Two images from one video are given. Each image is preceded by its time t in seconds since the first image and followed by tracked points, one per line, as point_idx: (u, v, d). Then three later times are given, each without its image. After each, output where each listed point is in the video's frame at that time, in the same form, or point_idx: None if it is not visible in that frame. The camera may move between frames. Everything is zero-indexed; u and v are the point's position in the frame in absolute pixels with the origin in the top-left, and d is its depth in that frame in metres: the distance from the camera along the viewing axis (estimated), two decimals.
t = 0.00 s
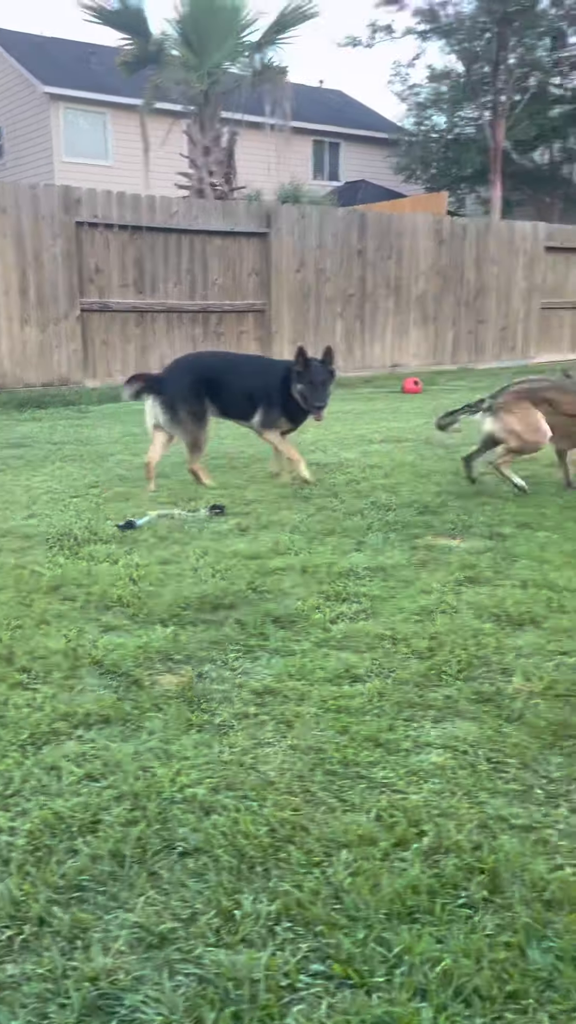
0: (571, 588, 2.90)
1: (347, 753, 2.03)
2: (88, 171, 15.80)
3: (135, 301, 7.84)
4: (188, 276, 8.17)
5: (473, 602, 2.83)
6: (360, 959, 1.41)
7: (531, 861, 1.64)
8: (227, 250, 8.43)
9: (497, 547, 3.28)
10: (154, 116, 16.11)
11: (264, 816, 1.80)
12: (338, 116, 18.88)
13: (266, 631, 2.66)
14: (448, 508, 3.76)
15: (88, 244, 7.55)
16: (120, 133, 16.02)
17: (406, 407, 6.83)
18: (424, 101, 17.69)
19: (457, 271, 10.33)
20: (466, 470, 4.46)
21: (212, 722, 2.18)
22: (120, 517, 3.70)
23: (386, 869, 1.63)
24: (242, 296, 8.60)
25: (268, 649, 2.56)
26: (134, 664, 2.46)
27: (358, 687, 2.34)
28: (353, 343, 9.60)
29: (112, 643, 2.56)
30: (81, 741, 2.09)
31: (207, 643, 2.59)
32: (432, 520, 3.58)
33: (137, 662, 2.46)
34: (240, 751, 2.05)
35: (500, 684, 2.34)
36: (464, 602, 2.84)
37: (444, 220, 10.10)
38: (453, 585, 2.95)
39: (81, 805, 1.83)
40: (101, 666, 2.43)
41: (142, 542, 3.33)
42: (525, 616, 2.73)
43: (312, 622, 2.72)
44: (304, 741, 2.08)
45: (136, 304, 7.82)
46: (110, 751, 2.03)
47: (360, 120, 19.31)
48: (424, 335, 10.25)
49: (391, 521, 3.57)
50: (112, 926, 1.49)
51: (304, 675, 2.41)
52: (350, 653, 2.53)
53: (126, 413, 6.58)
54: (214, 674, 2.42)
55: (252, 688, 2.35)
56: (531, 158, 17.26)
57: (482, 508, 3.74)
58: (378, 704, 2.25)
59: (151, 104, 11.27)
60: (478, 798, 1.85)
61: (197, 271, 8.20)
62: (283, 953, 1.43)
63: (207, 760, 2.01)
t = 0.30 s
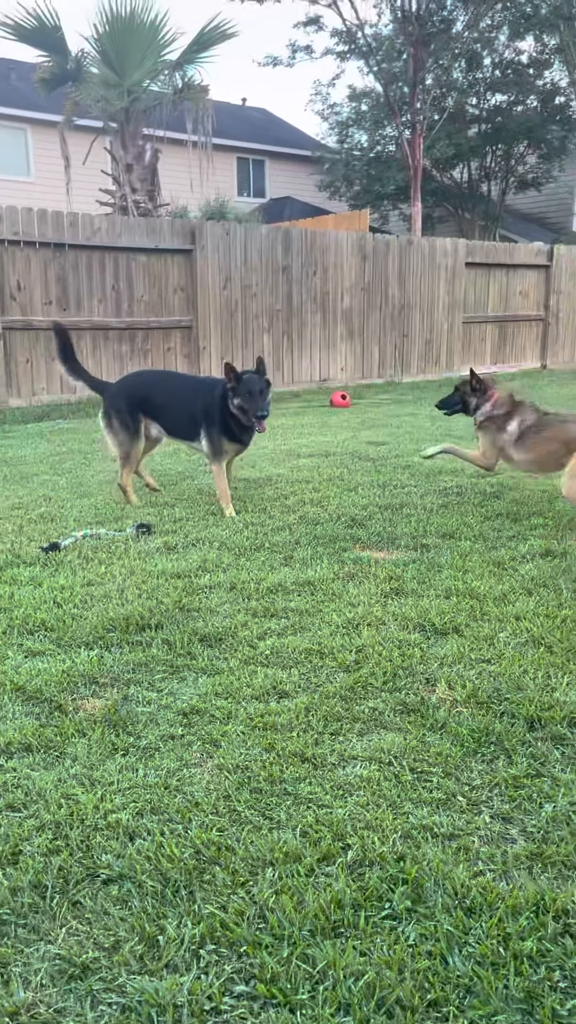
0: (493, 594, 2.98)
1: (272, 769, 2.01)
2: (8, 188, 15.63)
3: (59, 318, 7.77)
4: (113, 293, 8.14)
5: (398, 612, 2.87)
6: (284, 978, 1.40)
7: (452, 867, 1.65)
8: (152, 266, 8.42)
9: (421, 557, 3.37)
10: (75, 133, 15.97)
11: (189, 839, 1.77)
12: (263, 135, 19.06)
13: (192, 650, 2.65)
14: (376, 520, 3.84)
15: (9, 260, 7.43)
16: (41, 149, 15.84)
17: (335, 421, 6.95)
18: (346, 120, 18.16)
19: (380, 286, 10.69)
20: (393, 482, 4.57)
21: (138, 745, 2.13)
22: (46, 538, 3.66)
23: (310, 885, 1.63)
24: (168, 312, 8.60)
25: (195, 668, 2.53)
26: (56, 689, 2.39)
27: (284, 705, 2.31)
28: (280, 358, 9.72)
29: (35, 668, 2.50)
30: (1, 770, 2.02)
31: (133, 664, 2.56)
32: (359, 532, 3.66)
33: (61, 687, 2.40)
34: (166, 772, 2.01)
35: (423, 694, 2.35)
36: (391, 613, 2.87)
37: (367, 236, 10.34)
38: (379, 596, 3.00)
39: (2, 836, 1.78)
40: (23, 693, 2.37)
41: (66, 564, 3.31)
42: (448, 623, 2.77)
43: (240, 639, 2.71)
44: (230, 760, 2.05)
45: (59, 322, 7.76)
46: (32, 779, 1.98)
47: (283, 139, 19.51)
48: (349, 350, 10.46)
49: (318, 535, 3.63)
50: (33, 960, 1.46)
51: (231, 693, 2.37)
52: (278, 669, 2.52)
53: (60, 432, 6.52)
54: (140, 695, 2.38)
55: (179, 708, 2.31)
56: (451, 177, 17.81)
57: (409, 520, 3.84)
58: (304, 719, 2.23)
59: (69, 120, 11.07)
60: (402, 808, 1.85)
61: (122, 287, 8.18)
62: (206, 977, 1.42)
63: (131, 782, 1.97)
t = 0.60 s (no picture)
0: (486, 597, 2.98)
1: (267, 772, 2.01)
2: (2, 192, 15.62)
3: (53, 323, 7.78)
4: (107, 297, 8.15)
5: (392, 615, 2.87)
6: (280, 982, 1.40)
7: (447, 869, 1.65)
8: (146, 270, 8.42)
9: (415, 560, 3.37)
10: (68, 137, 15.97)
11: (184, 842, 1.77)
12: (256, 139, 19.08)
13: (187, 654, 2.64)
14: (369, 523, 3.85)
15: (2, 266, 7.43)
16: (34, 153, 15.83)
17: (329, 423, 6.96)
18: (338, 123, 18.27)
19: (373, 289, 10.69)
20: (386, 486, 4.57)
21: (132, 749, 2.13)
22: (40, 543, 3.67)
23: (305, 888, 1.63)
24: (162, 316, 8.60)
25: (190, 672, 2.54)
26: (51, 694, 2.39)
27: (279, 708, 2.31)
28: (274, 362, 9.73)
29: (29, 672, 2.50)
30: None
31: (128, 668, 2.56)
32: (352, 535, 3.67)
33: (55, 691, 2.40)
34: (161, 775, 2.01)
35: (417, 695, 2.36)
36: (384, 616, 2.87)
37: (359, 239, 10.35)
38: (373, 599, 3.00)
39: None
40: (16, 699, 2.36)
41: (60, 569, 3.31)
42: (442, 625, 2.78)
43: (234, 642, 2.72)
44: (224, 763, 2.05)
45: (53, 326, 7.76)
46: (27, 783, 1.97)
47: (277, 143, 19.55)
48: (343, 353, 10.48)
49: (312, 538, 3.64)
50: (28, 967, 1.46)
51: (226, 696, 2.37)
52: (272, 672, 2.51)
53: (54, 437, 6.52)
54: (134, 699, 2.37)
55: (173, 712, 2.30)
56: (443, 179, 17.91)
57: (403, 523, 3.85)
58: (299, 721, 2.23)
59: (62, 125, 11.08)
60: (397, 809, 1.86)
61: (115, 292, 8.18)
62: (202, 982, 1.42)
63: (126, 787, 1.96)
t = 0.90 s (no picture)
0: (501, 593, 2.96)
1: (280, 766, 2.01)
2: (17, 187, 15.67)
3: (68, 317, 7.80)
4: (121, 292, 8.16)
5: (405, 610, 2.86)
6: (291, 976, 1.40)
7: (460, 865, 1.65)
8: (160, 265, 8.42)
9: (428, 555, 3.37)
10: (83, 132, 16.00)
11: (196, 836, 1.78)
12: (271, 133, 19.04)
13: (200, 648, 2.65)
14: (382, 518, 3.85)
15: (17, 260, 7.45)
16: (49, 148, 15.87)
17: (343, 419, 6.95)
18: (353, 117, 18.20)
19: (387, 284, 10.66)
20: (400, 481, 4.55)
21: (145, 743, 2.13)
22: (54, 536, 3.68)
23: (317, 882, 1.63)
24: (175, 311, 8.61)
25: (203, 666, 2.54)
26: (64, 686, 2.40)
27: (291, 702, 2.31)
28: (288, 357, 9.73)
29: (43, 665, 2.51)
30: (10, 767, 2.03)
31: (141, 662, 2.56)
32: (366, 530, 3.67)
33: (68, 684, 2.41)
34: (174, 769, 2.01)
35: (430, 692, 2.35)
36: (397, 611, 2.87)
37: (374, 234, 10.32)
38: (386, 595, 2.99)
39: (11, 833, 1.78)
40: (31, 691, 2.37)
41: (74, 562, 3.33)
42: (456, 621, 2.77)
43: (247, 636, 2.72)
44: (237, 756, 2.05)
45: (68, 321, 7.79)
46: (40, 776, 1.98)
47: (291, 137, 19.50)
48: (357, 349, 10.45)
49: (325, 533, 3.64)
50: (41, 957, 1.47)
51: (238, 690, 2.38)
52: (285, 667, 2.51)
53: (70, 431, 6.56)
54: (147, 693, 2.38)
55: (186, 706, 2.31)
56: (458, 173, 17.82)
57: (416, 518, 3.84)
58: (312, 716, 2.23)
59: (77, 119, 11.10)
60: (409, 806, 1.85)
61: (130, 286, 8.20)
62: (214, 975, 1.42)
63: (139, 780, 1.97)
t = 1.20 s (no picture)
0: (522, 590, 2.94)
1: (299, 762, 2.00)
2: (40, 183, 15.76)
3: (90, 312, 7.83)
4: (143, 286, 8.18)
5: (425, 606, 2.85)
6: (310, 971, 1.40)
7: (479, 863, 1.64)
8: (182, 260, 8.44)
9: (449, 552, 3.34)
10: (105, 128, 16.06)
11: (215, 830, 1.78)
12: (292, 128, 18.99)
13: (220, 643, 2.65)
14: (402, 514, 3.82)
15: (40, 255, 7.49)
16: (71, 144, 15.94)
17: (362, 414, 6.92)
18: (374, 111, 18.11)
19: (409, 279, 10.60)
20: (421, 477, 4.53)
21: (165, 736, 2.14)
22: (75, 530, 3.69)
23: (336, 879, 1.62)
24: (197, 306, 8.63)
25: (223, 661, 2.54)
26: (85, 679, 2.41)
27: (311, 697, 2.31)
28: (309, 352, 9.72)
29: (64, 658, 2.52)
30: (31, 759, 2.05)
31: (161, 656, 2.56)
32: (386, 526, 3.65)
33: (89, 677, 2.42)
34: (193, 763, 2.02)
35: (450, 688, 2.34)
36: (417, 607, 2.86)
37: (396, 228, 10.26)
38: (406, 591, 2.98)
39: (32, 824, 1.80)
40: (52, 683, 2.39)
41: (94, 556, 3.34)
42: (477, 618, 2.75)
43: (266, 631, 2.71)
44: (256, 751, 2.06)
45: (90, 316, 7.82)
46: (61, 768, 1.99)
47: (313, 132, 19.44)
48: (378, 344, 10.41)
49: (345, 529, 3.63)
50: (61, 949, 1.48)
51: (257, 685, 2.38)
52: (304, 662, 2.51)
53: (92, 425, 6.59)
54: (167, 687, 2.38)
55: (206, 700, 2.31)
56: (482, 167, 17.81)
57: (437, 514, 3.82)
58: (331, 712, 2.22)
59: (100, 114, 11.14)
60: (428, 803, 1.84)
61: (151, 281, 8.22)
62: (232, 968, 1.42)
63: (159, 774, 1.97)
